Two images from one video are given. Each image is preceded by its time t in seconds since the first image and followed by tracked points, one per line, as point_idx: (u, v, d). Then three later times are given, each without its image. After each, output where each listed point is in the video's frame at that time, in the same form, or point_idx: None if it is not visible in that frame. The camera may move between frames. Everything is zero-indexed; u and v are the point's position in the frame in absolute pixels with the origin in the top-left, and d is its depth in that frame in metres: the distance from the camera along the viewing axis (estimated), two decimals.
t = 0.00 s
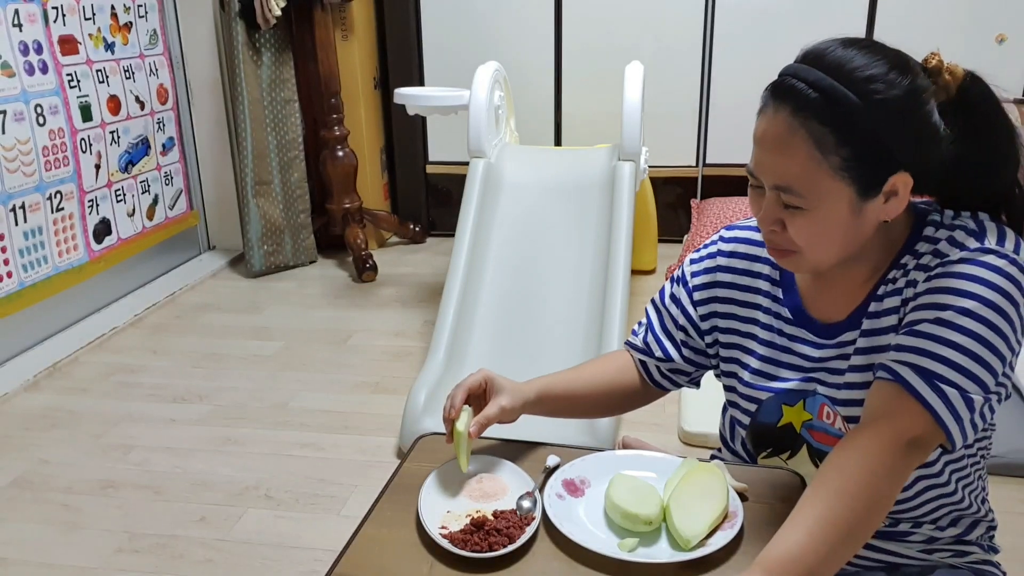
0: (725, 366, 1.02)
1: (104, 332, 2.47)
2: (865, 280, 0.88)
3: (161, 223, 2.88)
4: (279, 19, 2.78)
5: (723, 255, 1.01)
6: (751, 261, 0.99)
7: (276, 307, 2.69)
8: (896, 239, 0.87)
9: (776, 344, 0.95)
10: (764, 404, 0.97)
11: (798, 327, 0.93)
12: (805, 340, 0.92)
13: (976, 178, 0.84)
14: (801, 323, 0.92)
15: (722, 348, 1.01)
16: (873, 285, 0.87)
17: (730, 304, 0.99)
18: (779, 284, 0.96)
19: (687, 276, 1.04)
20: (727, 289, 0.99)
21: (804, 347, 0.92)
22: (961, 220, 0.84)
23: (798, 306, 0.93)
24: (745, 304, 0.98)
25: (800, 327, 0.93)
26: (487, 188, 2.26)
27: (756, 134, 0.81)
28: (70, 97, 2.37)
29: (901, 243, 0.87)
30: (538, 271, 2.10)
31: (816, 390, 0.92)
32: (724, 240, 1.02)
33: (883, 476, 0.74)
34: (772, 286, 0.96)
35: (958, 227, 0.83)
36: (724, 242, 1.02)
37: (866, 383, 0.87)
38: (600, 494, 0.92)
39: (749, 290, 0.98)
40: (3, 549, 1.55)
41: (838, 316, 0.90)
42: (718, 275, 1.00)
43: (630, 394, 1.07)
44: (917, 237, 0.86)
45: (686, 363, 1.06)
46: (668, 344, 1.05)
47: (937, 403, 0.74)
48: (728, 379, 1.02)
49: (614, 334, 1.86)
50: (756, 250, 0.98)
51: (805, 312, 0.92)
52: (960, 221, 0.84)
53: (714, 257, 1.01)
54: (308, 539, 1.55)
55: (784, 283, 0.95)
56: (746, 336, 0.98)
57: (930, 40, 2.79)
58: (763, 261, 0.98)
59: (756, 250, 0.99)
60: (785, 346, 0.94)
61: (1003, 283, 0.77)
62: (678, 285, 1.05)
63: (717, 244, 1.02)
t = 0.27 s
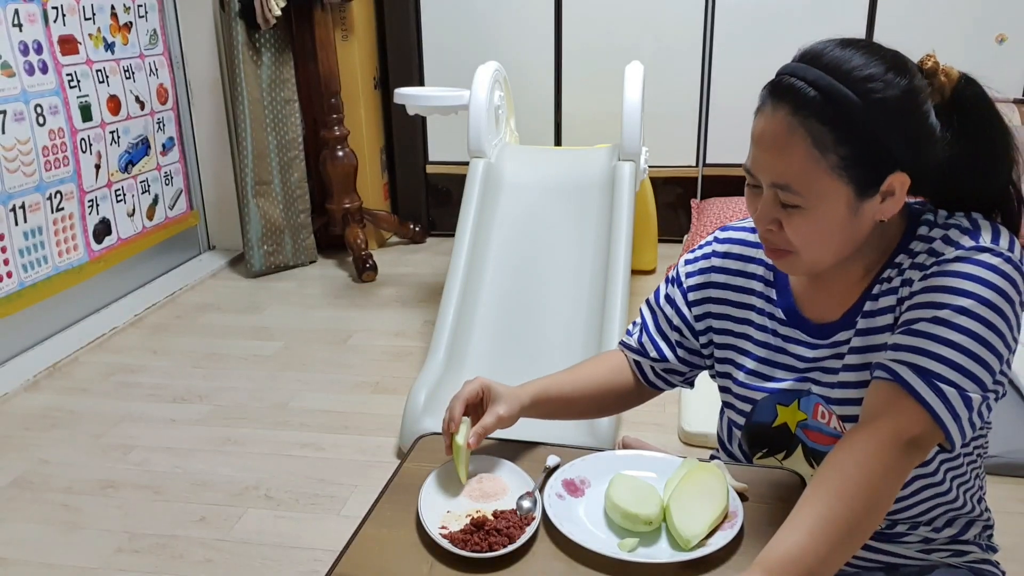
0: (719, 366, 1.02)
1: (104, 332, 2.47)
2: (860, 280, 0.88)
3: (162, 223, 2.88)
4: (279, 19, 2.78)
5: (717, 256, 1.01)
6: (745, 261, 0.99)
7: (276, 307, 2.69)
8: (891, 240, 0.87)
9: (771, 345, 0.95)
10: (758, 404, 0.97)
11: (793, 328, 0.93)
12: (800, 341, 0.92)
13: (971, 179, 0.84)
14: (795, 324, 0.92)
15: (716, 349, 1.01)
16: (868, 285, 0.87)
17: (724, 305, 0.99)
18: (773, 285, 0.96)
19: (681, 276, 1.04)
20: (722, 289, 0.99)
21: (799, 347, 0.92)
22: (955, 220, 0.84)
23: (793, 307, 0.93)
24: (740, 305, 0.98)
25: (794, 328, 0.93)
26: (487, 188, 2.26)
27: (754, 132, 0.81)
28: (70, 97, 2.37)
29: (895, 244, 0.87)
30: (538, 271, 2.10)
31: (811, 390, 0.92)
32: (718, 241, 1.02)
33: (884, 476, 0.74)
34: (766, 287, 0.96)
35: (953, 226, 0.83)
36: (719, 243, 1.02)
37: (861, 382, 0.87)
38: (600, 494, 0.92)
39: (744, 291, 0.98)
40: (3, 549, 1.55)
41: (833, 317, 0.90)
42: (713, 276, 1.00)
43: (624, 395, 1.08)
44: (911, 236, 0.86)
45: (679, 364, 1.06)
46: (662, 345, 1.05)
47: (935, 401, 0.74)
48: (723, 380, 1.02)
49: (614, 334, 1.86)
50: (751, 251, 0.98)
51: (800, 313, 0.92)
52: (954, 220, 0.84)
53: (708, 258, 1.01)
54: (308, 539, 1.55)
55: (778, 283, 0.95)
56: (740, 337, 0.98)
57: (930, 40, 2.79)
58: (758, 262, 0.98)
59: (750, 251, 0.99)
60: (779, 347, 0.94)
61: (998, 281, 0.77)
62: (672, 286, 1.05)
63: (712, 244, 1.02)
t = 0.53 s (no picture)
0: (718, 367, 1.02)
1: (104, 332, 2.47)
2: (859, 278, 0.88)
3: (162, 223, 2.88)
4: (279, 19, 2.78)
5: (714, 257, 1.01)
6: (742, 262, 0.99)
7: (276, 307, 2.69)
8: (891, 239, 0.87)
9: (769, 345, 0.95)
10: (756, 405, 0.97)
11: (790, 328, 0.93)
12: (797, 341, 0.92)
13: (974, 180, 0.83)
14: (793, 324, 0.92)
15: (715, 351, 1.01)
16: (867, 284, 0.87)
17: (721, 306, 0.99)
18: (770, 286, 0.96)
19: (680, 278, 1.04)
20: (719, 291, 0.99)
21: (796, 348, 0.92)
22: (954, 220, 0.84)
23: (792, 307, 0.93)
24: (737, 306, 0.98)
25: (791, 328, 0.93)
26: (487, 188, 2.26)
27: (759, 120, 0.81)
28: (70, 98, 2.37)
29: (894, 244, 0.87)
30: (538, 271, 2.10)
31: (808, 390, 0.92)
32: (715, 243, 1.02)
33: (883, 475, 0.74)
34: (763, 287, 0.96)
35: (951, 226, 0.83)
36: (716, 245, 1.02)
37: (858, 382, 0.87)
38: (600, 495, 0.92)
39: (741, 291, 0.98)
40: (4, 549, 1.55)
41: (830, 317, 0.90)
42: (710, 278, 1.00)
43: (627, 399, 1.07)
44: (909, 236, 0.85)
45: (679, 365, 1.06)
46: (661, 347, 1.05)
47: (934, 402, 0.74)
48: (722, 380, 1.02)
49: (614, 334, 1.87)
50: (748, 252, 0.99)
51: (797, 314, 0.92)
52: (953, 220, 0.84)
53: (705, 260, 1.02)
54: (308, 539, 1.55)
55: (775, 284, 0.95)
56: (738, 338, 0.98)
57: (931, 40, 2.79)
58: (755, 262, 0.98)
59: (747, 252, 0.99)
60: (777, 348, 0.94)
61: (997, 281, 0.77)
62: (671, 288, 1.05)
63: (709, 246, 1.02)
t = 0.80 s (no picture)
0: (723, 367, 1.02)
1: (104, 332, 2.47)
2: (862, 275, 0.88)
3: (162, 223, 2.88)
4: (279, 19, 2.78)
5: (719, 258, 1.01)
6: (747, 262, 0.99)
7: (276, 307, 2.69)
8: (895, 239, 0.87)
9: (772, 346, 0.95)
10: (758, 405, 0.97)
11: (793, 329, 0.93)
12: (800, 342, 0.92)
13: (983, 178, 0.84)
14: (796, 325, 0.93)
15: (720, 351, 1.01)
16: (871, 284, 0.87)
17: (724, 306, 0.99)
18: (774, 286, 0.96)
19: (686, 280, 1.04)
20: (724, 292, 0.99)
21: (799, 348, 0.92)
22: (959, 223, 0.84)
23: (796, 307, 0.93)
24: (741, 306, 0.98)
25: (795, 329, 0.93)
26: (487, 187, 2.26)
27: (773, 105, 0.81)
28: (70, 97, 2.37)
29: (899, 244, 0.87)
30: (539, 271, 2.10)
31: (810, 391, 0.92)
32: (720, 243, 1.02)
33: (883, 476, 0.74)
34: (768, 288, 0.96)
35: (957, 229, 0.83)
36: (721, 246, 1.02)
37: (862, 383, 0.87)
38: (600, 495, 0.92)
39: (745, 292, 0.98)
40: (3, 549, 1.55)
41: (834, 318, 0.90)
42: (716, 279, 1.01)
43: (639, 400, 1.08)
44: (914, 237, 0.85)
45: (688, 368, 1.06)
46: (670, 348, 1.06)
47: (937, 403, 0.74)
48: (726, 380, 1.02)
49: (614, 335, 1.87)
50: (752, 253, 0.99)
51: (800, 314, 0.93)
52: (958, 224, 0.84)
53: (710, 261, 1.02)
54: (308, 539, 1.55)
55: (780, 284, 0.95)
56: (742, 338, 0.98)
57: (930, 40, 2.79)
58: (760, 263, 0.98)
59: (752, 253, 0.99)
60: (780, 348, 0.94)
61: (1003, 285, 0.77)
62: (678, 291, 1.05)
63: (714, 247, 1.03)
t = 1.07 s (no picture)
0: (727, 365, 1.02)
1: (103, 332, 2.47)
2: (869, 277, 0.88)
3: (162, 223, 2.87)
4: (279, 19, 2.78)
5: (728, 254, 1.01)
6: (756, 260, 0.99)
7: (276, 307, 2.68)
8: (903, 240, 0.86)
9: (776, 344, 0.95)
10: (763, 405, 0.97)
11: (798, 328, 0.93)
12: (806, 341, 0.92)
13: (994, 169, 0.85)
14: (801, 324, 0.92)
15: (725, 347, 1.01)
16: (879, 285, 0.87)
17: (732, 302, 0.99)
18: (781, 285, 0.96)
19: (692, 273, 1.04)
20: (732, 288, 1.00)
21: (804, 348, 0.92)
22: (968, 225, 0.84)
23: (803, 307, 0.93)
24: (748, 303, 0.98)
25: (800, 328, 0.93)
26: (487, 187, 2.26)
27: (782, 100, 0.81)
28: (70, 97, 2.37)
29: (907, 243, 0.86)
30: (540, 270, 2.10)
31: (815, 391, 0.91)
32: (730, 239, 1.02)
33: (886, 478, 0.74)
34: (775, 286, 0.96)
35: (966, 232, 0.83)
36: (730, 241, 1.02)
37: (868, 385, 0.87)
38: (600, 495, 0.91)
39: (753, 289, 0.98)
40: (3, 549, 1.55)
41: (840, 319, 0.90)
42: (724, 274, 1.00)
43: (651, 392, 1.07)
44: (922, 238, 0.85)
45: (690, 362, 1.06)
46: (674, 341, 1.06)
47: (941, 406, 0.74)
48: (729, 378, 1.02)
49: (613, 337, 1.87)
50: (762, 249, 0.99)
51: (806, 313, 0.92)
52: (967, 227, 0.83)
53: (719, 257, 1.02)
54: (307, 539, 1.55)
55: (786, 282, 0.95)
56: (747, 336, 0.98)
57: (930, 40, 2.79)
58: (768, 260, 0.98)
59: (761, 250, 0.99)
60: (785, 347, 0.94)
61: (1011, 290, 0.76)
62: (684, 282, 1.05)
63: (723, 242, 1.02)
